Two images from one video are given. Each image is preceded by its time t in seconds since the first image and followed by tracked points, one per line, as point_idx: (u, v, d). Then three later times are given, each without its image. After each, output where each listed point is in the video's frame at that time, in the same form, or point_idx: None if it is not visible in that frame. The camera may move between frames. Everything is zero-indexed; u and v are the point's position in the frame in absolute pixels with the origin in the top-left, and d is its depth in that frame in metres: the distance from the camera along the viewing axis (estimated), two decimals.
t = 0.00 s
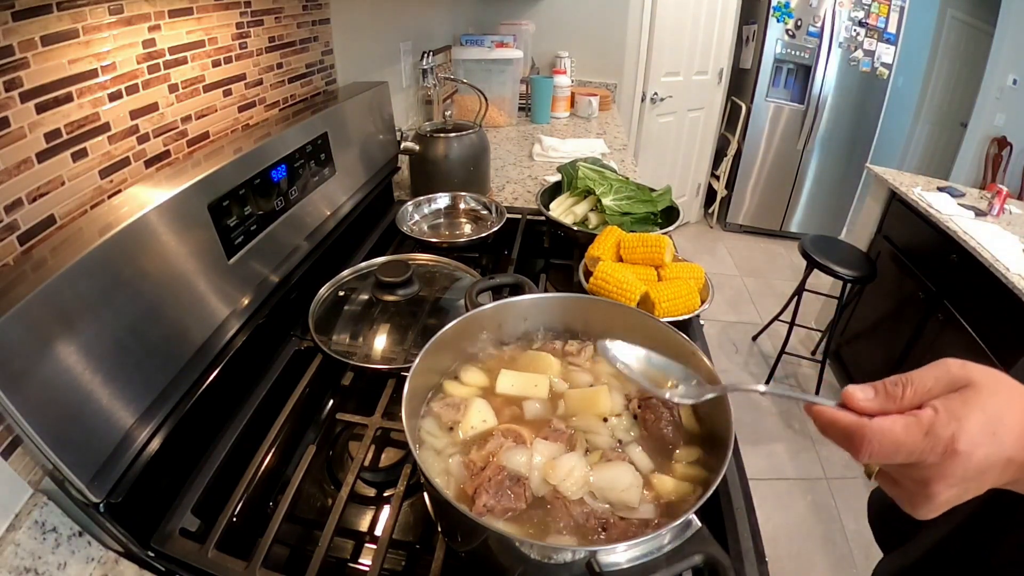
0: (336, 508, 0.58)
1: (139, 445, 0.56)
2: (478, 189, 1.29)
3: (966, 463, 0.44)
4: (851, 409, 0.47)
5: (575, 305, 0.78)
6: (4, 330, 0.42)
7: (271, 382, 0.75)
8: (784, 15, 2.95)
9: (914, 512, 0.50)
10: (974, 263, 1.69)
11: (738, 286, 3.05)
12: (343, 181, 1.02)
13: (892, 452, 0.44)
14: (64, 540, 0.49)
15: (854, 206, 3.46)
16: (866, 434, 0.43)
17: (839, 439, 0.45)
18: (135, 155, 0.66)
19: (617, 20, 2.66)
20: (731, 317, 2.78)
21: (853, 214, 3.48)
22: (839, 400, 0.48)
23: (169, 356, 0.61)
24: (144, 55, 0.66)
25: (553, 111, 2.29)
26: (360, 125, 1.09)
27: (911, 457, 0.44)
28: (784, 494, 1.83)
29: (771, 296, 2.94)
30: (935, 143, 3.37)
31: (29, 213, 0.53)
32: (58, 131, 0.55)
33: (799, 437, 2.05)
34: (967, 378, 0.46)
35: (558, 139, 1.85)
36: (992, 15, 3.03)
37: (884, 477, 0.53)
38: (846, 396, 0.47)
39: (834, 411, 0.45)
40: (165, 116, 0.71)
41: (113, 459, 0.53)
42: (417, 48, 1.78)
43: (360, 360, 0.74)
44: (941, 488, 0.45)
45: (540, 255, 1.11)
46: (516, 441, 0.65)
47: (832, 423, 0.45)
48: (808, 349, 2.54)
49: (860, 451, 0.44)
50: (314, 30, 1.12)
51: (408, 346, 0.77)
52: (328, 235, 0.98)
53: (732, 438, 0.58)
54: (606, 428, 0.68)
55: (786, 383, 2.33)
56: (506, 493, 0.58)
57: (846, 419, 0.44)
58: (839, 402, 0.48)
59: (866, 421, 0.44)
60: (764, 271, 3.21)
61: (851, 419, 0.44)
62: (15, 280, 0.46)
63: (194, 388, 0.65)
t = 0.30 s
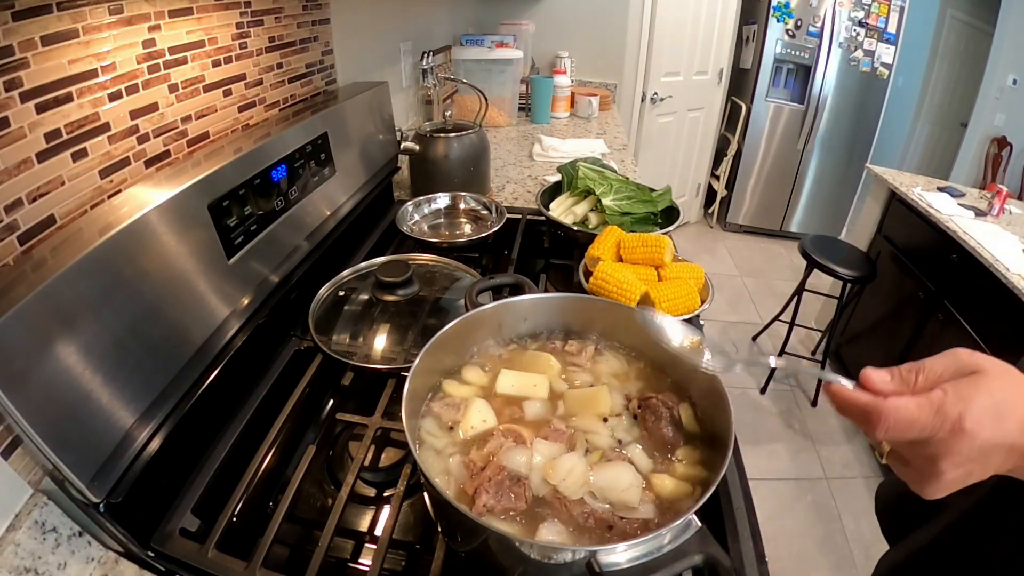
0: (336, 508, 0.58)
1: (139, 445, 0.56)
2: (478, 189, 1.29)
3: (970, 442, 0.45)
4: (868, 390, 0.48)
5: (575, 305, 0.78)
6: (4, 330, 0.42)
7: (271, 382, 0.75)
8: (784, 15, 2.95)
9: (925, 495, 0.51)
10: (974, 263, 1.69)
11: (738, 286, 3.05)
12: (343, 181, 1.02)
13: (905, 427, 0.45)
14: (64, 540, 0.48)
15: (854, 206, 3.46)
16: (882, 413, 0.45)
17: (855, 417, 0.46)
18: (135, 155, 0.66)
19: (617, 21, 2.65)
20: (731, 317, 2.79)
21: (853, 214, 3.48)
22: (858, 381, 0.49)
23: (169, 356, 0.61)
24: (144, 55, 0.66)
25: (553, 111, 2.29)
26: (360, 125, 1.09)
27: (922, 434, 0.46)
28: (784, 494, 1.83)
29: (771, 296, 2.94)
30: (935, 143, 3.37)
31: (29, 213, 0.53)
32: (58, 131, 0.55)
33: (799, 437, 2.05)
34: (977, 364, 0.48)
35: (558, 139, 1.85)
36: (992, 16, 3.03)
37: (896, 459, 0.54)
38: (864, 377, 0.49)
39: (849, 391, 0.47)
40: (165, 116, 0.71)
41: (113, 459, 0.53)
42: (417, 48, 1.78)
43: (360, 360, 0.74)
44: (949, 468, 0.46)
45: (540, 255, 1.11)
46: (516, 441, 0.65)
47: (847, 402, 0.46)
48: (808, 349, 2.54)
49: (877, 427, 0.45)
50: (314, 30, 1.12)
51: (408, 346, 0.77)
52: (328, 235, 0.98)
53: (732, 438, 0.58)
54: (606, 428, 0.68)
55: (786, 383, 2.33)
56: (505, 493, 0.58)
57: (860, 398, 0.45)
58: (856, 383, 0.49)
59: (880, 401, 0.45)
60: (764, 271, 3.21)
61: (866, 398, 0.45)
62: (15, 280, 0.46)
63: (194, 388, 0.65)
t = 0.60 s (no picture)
0: (336, 508, 0.58)
1: (140, 444, 0.56)
2: (478, 189, 1.29)
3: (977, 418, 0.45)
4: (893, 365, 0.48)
5: (575, 305, 0.78)
6: (4, 331, 0.42)
7: (271, 383, 0.75)
8: (784, 15, 2.95)
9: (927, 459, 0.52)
10: (973, 263, 1.69)
11: (738, 286, 3.05)
12: (343, 181, 1.02)
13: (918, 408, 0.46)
14: (64, 540, 0.48)
15: (854, 206, 3.46)
16: (901, 395, 0.45)
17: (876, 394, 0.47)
18: (135, 155, 0.66)
19: (617, 21, 2.65)
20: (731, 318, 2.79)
21: (853, 214, 3.48)
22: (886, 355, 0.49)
23: (169, 356, 0.61)
24: (144, 55, 0.66)
25: (553, 111, 2.29)
26: (361, 125, 1.09)
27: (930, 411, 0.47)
28: (784, 494, 1.83)
29: (771, 296, 2.94)
30: (935, 143, 3.37)
31: (28, 213, 0.53)
32: (58, 131, 0.55)
33: (799, 437, 2.05)
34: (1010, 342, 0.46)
35: (558, 139, 1.85)
36: (992, 16, 3.03)
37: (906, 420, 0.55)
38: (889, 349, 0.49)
39: (876, 367, 0.47)
40: (165, 116, 0.71)
41: (113, 459, 0.53)
42: (417, 48, 1.78)
43: (360, 360, 0.74)
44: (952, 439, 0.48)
45: (540, 255, 1.11)
46: (516, 441, 0.65)
47: (871, 380, 0.46)
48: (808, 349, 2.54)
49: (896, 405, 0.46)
50: (314, 30, 1.12)
51: (408, 346, 0.77)
52: (328, 235, 0.98)
53: (732, 438, 0.58)
54: (606, 427, 0.68)
55: (786, 383, 2.33)
56: (505, 492, 0.58)
57: (887, 379, 0.45)
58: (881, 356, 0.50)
59: (904, 383, 0.45)
60: (764, 271, 3.21)
61: (891, 379, 0.46)
62: (15, 279, 0.46)
63: (194, 388, 0.65)
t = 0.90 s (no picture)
0: (336, 508, 0.58)
1: (139, 444, 0.56)
2: (478, 189, 1.29)
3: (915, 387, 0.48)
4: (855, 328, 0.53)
5: (575, 305, 0.78)
6: (4, 331, 0.42)
7: (271, 383, 0.75)
8: (784, 15, 2.95)
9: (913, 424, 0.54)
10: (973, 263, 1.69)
11: (738, 286, 3.05)
12: (343, 181, 1.02)
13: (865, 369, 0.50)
14: (64, 540, 0.48)
15: (854, 206, 3.46)
16: (842, 356, 0.51)
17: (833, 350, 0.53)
18: (135, 155, 0.66)
19: (618, 20, 2.65)
20: (731, 317, 2.78)
21: (853, 214, 3.48)
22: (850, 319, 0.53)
23: (169, 356, 0.61)
24: (144, 55, 0.66)
25: (553, 111, 2.29)
26: (361, 125, 1.09)
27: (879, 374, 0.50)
28: (784, 494, 1.83)
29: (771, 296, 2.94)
30: (935, 143, 3.37)
31: (28, 213, 0.53)
32: (58, 131, 0.55)
33: (799, 437, 2.04)
34: (958, 317, 0.47)
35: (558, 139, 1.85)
36: (992, 15, 3.03)
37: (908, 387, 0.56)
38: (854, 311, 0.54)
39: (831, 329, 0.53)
40: (165, 116, 0.71)
41: (113, 459, 0.53)
42: (417, 48, 1.78)
43: (360, 360, 0.74)
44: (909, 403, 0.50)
45: (540, 255, 1.10)
46: (516, 441, 0.65)
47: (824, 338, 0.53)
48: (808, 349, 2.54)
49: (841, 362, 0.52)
50: (314, 30, 1.12)
51: (408, 346, 0.78)
52: (328, 235, 0.98)
53: (731, 439, 0.58)
54: (606, 428, 0.68)
55: (786, 383, 2.33)
56: (505, 492, 0.58)
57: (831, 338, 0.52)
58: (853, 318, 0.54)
59: (847, 345, 0.51)
60: (764, 271, 3.21)
61: (837, 339, 0.52)
62: (15, 280, 0.46)
63: (194, 388, 0.65)
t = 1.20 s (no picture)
0: (336, 508, 0.58)
1: (139, 444, 0.56)
2: (478, 189, 1.29)
3: (872, 356, 0.48)
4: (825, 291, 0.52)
5: (575, 305, 0.78)
6: (4, 331, 0.42)
7: (271, 383, 0.75)
8: (784, 15, 2.95)
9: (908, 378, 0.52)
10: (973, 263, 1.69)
11: (738, 286, 3.05)
12: (343, 181, 1.02)
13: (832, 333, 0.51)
14: (64, 540, 0.48)
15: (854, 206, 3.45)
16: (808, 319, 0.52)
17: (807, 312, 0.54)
18: (135, 155, 0.66)
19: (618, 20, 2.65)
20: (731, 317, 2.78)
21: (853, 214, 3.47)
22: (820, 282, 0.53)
23: (169, 356, 0.61)
24: (144, 55, 0.66)
25: (553, 111, 2.29)
26: (361, 125, 1.09)
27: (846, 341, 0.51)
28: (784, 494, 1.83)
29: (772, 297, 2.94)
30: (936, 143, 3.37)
31: (28, 213, 0.53)
32: (58, 131, 0.55)
33: (799, 438, 2.04)
34: (910, 286, 0.45)
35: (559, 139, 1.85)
36: (992, 16, 3.03)
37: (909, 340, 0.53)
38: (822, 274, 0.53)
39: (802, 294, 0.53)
40: (165, 116, 0.71)
41: (113, 459, 0.53)
42: (417, 48, 1.78)
43: (360, 360, 0.74)
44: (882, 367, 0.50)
45: (539, 255, 1.10)
46: (516, 442, 0.64)
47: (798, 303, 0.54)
48: (808, 348, 2.54)
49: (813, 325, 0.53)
50: (314, 30, 1.12)
51: (408, 346, 0.78)
52: (328, 235, 0.98)
53: (732, 439, 0.58)
54: (606, 428, 0.68)
55: (786, 383, 2.33)
56: (505, 492, 0.58)
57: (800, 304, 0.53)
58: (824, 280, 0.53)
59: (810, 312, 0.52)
60: (764, 271, 3.21)
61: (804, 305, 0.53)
62: (15, 280, 0.46)
63: (195, 387, 0.65)
